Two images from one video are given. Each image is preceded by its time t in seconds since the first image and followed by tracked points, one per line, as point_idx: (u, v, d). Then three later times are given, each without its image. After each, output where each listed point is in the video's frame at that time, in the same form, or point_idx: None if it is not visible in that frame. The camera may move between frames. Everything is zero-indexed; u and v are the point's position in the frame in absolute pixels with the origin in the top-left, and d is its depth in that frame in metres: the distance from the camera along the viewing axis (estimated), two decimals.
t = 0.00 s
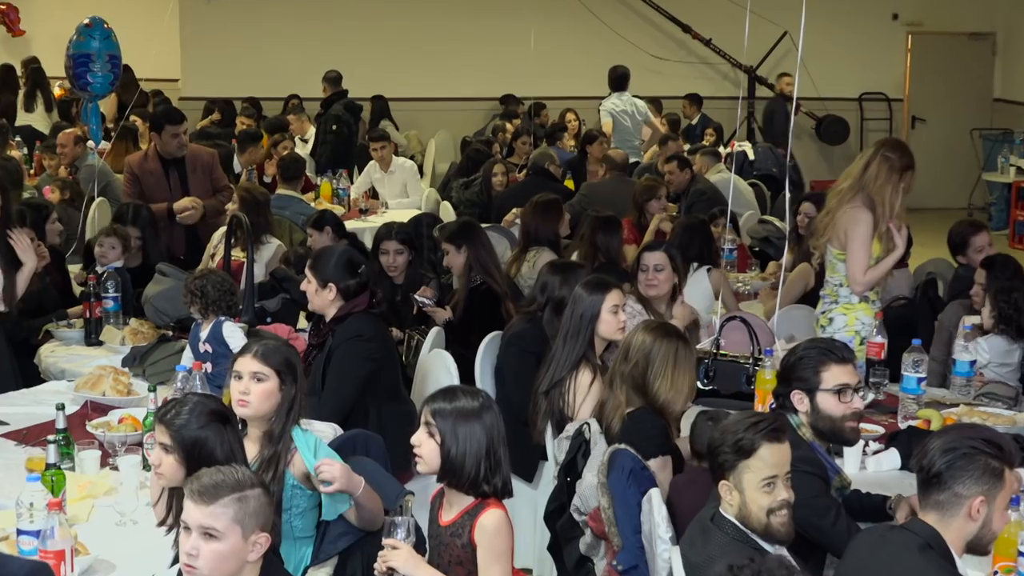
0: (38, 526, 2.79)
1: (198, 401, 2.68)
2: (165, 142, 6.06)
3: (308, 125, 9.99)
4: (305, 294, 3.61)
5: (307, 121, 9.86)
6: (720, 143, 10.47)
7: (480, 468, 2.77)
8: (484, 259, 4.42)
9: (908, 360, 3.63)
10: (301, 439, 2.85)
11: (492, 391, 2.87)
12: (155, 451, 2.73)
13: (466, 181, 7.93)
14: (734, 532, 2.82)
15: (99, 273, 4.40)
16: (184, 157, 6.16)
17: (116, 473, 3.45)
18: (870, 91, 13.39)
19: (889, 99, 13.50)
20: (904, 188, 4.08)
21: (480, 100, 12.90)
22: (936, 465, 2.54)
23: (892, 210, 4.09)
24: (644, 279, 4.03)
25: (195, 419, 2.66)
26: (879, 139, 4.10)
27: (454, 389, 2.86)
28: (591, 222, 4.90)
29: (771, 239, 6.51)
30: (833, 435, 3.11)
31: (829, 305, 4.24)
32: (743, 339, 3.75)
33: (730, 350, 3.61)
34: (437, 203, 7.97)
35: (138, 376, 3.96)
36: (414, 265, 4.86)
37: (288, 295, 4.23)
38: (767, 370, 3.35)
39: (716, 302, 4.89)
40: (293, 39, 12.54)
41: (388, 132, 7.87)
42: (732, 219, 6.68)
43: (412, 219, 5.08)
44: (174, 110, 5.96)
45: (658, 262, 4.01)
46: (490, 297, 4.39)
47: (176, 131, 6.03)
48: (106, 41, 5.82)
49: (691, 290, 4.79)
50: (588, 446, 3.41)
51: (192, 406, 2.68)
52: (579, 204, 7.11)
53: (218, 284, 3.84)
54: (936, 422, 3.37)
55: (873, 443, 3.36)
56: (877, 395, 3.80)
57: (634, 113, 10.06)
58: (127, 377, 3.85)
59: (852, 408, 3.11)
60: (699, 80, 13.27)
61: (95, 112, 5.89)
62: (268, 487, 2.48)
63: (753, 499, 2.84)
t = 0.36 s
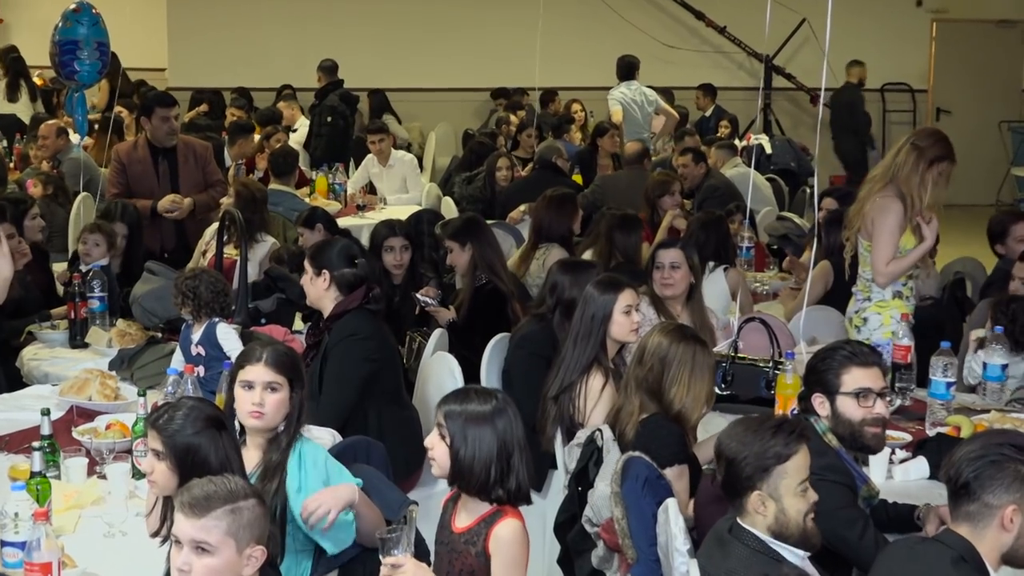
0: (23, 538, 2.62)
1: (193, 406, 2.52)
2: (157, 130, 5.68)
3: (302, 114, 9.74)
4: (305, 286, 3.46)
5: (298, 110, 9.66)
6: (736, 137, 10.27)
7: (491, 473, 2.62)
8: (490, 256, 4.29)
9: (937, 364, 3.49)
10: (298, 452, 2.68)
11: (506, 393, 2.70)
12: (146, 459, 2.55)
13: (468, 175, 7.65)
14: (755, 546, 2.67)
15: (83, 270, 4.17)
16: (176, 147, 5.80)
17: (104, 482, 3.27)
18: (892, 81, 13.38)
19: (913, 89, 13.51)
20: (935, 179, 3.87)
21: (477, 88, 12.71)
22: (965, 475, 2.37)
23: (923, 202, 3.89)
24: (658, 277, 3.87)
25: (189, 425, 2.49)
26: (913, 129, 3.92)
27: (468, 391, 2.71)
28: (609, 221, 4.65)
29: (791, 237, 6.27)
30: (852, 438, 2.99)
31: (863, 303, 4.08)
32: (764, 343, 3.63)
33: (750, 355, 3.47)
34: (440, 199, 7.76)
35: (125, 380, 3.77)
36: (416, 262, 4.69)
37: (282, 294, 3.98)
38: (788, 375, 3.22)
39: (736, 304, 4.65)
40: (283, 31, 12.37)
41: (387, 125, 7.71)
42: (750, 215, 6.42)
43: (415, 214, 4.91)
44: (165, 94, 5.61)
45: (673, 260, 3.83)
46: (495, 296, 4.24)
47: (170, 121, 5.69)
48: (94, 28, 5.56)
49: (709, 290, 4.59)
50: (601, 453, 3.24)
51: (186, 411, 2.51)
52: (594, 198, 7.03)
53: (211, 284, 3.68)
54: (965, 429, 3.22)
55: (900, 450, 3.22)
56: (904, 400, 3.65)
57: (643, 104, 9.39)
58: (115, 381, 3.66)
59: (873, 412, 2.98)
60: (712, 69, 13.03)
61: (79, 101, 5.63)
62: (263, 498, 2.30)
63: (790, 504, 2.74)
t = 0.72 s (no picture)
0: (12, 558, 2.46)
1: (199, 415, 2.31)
2: (145, 124, 5.44)
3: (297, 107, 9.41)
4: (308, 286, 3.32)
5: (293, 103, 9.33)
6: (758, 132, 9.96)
7: (511, 487, 2.47)
8: (499, 259, 4.08)
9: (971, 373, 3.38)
10: (304, 465, 2.52)
11: (523, 405, 2.56)
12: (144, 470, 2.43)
13: (475, 173, 7.33)
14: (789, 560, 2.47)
15: (72, 273, 3.95)
16: (168, 140, 5.54)
17: (95, 497, 3.10)
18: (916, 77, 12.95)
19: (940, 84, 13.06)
20: (956, 181, 3.68)
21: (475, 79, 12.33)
22: (1009, 489, 2.20)
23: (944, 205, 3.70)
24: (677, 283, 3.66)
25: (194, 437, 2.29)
26: (937, 128, 3.75)
27: (483, 405, 2.57)
28: (624, 223, 4.36)
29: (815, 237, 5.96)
30: (902, 453, 2.81)
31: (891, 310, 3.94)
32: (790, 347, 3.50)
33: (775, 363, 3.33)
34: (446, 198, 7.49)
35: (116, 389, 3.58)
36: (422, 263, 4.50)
37: (282, 299, 3.78)
38: (818, 384, 3.05)
39: (756, 308, 4.52)
40: (273, 19, 12.12)
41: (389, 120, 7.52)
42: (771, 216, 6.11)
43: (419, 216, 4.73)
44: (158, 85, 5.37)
45: (693, 265, 3.63)
46: (505, 301, 4.04)
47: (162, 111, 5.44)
48: (86, 17, 4.82)
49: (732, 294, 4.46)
50: (619, 466, 3.07)
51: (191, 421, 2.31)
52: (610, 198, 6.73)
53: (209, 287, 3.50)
54: (1004, 443, 3.08)
55: (934, 464, 3.08)
56: (937, 411, 3.51)
57: (659, 97, 9.24)
58: (107, 390, 3.48)
59: (921, 424, 2.81)
60: (727, 61, 12.68)
61: (71, 103, 4.87)
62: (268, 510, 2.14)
63: (825, 518, 2.55)
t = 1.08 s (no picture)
0: None
1: (185, 441, 2.26)
2: (136, 122, 5.23)
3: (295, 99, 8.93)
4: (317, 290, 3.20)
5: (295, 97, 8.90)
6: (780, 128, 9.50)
7: (529, 506, 2.32)
8: (512, 262, 3.87)
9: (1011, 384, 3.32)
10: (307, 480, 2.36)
11: (548, 420, 2.42)
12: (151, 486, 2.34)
13: (484, 172, 6.97)
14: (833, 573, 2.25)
15: (64, 276, 3.78)
16: (162, 136, 5.31)
17: (92, 513, 2.95)
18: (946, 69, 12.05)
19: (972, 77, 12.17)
20: (988, 183, 3.59)
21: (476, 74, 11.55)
22: None
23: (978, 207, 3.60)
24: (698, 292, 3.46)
25: (178, 463, 2.26)
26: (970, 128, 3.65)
27: (507, 421, 2.44)
28: (646, 224, 4.14)
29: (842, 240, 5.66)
30: (941, 469, 2.68)
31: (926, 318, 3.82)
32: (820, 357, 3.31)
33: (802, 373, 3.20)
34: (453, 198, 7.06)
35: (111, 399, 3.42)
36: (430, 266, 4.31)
37: (285, 305, 3.63)
38: (848, 396, 2.92)
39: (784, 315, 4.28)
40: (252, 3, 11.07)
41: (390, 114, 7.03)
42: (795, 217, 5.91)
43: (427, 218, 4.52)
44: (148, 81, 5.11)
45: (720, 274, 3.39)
46: (518, 307, 3.85)
47: (154, 108, 5.23)
48: (79, 9, 4.42)
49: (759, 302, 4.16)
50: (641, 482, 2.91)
51: (177, 446, 2.26)
52: (625, 191, 6.32)
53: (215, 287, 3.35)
54: None
55: (972, 479, 2.97)
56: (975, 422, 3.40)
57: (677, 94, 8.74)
58: (101, 401, 3.32)
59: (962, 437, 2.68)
60: (750, 54, 11.79)
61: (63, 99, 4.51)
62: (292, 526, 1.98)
63: (861, 534, 2.37)
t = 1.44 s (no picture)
0: None
1: (193, 459, 2.13)
2: (135, 127, 5.11)
3: (302, 101, 8.70)
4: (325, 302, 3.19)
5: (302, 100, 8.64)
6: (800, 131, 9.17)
7: (564, 527, 2.22)
8: (526, 271, 3.74)
9: None
10: (302, 506, 2.33)
11: (581, 434, 2.31)
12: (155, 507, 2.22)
13: (495, 174, 6.45)
14: None
15: (63, 285, 3.67)
16: (162, 140, 5.19)
17: (96, 533, 2.84)
18: (972, 67, 11.54)
19: (996, 76, 11.62)
20: None
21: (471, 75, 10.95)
22: None
23: None
24: (721, 303, 3.36)
25: (183, 482, 2.13)
26: None
27: (537, 435, 2.32)
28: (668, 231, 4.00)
29: (865, 245, 5.39)
30: (980, 488, 2.59)
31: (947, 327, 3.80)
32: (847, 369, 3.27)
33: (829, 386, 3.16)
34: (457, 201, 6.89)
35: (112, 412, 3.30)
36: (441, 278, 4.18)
37: (291, 316, 3.55)
38: (881, 407, 2.84)
39: (811, 325, 4.13)
40: None
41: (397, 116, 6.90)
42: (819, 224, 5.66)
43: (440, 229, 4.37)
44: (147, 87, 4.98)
45: (744, 286, 3.33)
46: (532, 319, 3.72)
47: (154, 113, 5.09)
48: (80, 7, 4.25)
49: (784, 313, 4.02)
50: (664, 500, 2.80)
51: (184, 463, 2.13)
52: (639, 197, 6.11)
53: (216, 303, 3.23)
54: None
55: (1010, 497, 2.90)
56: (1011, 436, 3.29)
57: (698, 96, 8.51)
58: (104, 414, 3.21)
59: (1002, 455, 2.60)
60: (767, 52, 11.30)
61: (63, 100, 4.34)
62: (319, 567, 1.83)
63: (892, 557, 2.25)
